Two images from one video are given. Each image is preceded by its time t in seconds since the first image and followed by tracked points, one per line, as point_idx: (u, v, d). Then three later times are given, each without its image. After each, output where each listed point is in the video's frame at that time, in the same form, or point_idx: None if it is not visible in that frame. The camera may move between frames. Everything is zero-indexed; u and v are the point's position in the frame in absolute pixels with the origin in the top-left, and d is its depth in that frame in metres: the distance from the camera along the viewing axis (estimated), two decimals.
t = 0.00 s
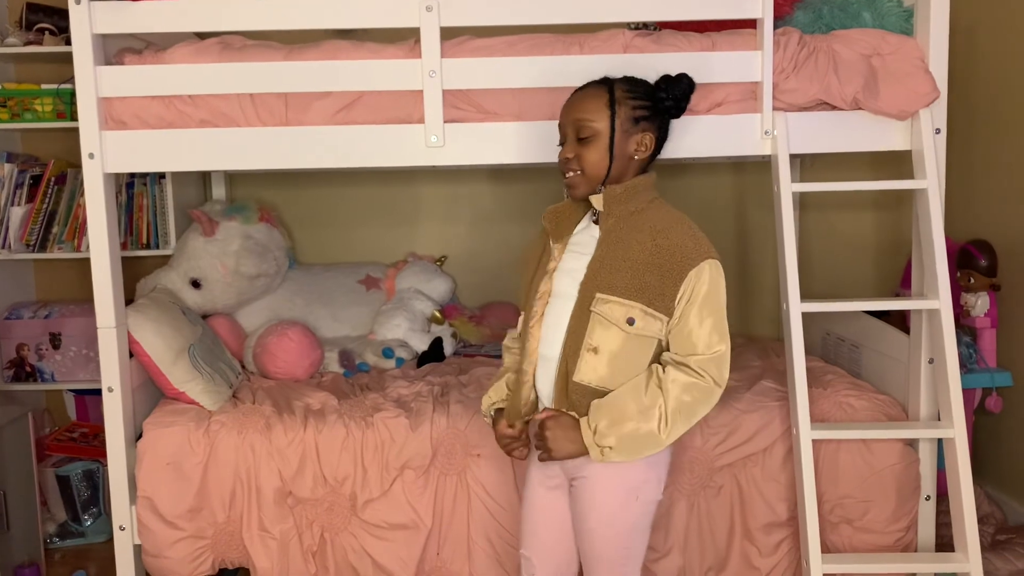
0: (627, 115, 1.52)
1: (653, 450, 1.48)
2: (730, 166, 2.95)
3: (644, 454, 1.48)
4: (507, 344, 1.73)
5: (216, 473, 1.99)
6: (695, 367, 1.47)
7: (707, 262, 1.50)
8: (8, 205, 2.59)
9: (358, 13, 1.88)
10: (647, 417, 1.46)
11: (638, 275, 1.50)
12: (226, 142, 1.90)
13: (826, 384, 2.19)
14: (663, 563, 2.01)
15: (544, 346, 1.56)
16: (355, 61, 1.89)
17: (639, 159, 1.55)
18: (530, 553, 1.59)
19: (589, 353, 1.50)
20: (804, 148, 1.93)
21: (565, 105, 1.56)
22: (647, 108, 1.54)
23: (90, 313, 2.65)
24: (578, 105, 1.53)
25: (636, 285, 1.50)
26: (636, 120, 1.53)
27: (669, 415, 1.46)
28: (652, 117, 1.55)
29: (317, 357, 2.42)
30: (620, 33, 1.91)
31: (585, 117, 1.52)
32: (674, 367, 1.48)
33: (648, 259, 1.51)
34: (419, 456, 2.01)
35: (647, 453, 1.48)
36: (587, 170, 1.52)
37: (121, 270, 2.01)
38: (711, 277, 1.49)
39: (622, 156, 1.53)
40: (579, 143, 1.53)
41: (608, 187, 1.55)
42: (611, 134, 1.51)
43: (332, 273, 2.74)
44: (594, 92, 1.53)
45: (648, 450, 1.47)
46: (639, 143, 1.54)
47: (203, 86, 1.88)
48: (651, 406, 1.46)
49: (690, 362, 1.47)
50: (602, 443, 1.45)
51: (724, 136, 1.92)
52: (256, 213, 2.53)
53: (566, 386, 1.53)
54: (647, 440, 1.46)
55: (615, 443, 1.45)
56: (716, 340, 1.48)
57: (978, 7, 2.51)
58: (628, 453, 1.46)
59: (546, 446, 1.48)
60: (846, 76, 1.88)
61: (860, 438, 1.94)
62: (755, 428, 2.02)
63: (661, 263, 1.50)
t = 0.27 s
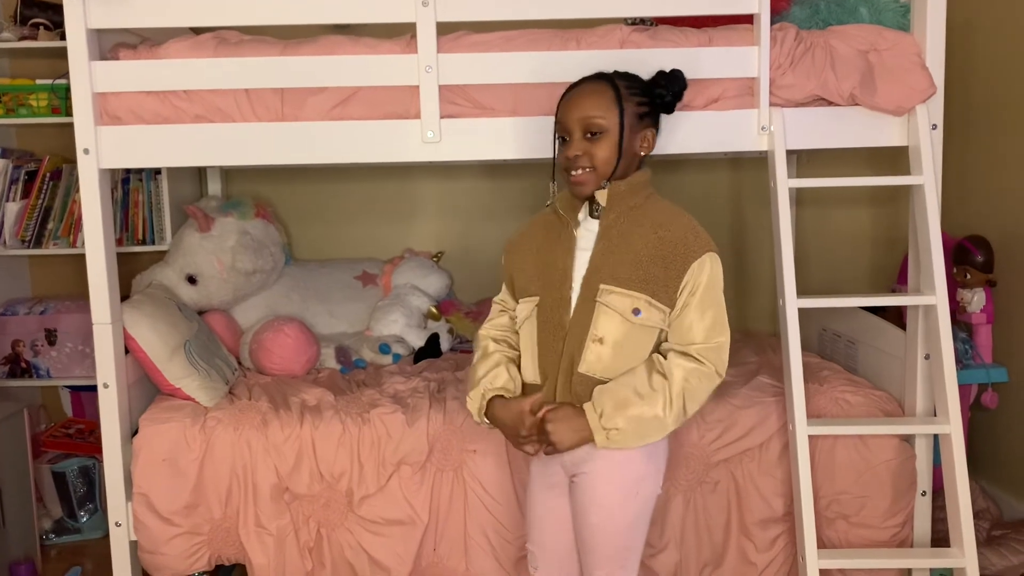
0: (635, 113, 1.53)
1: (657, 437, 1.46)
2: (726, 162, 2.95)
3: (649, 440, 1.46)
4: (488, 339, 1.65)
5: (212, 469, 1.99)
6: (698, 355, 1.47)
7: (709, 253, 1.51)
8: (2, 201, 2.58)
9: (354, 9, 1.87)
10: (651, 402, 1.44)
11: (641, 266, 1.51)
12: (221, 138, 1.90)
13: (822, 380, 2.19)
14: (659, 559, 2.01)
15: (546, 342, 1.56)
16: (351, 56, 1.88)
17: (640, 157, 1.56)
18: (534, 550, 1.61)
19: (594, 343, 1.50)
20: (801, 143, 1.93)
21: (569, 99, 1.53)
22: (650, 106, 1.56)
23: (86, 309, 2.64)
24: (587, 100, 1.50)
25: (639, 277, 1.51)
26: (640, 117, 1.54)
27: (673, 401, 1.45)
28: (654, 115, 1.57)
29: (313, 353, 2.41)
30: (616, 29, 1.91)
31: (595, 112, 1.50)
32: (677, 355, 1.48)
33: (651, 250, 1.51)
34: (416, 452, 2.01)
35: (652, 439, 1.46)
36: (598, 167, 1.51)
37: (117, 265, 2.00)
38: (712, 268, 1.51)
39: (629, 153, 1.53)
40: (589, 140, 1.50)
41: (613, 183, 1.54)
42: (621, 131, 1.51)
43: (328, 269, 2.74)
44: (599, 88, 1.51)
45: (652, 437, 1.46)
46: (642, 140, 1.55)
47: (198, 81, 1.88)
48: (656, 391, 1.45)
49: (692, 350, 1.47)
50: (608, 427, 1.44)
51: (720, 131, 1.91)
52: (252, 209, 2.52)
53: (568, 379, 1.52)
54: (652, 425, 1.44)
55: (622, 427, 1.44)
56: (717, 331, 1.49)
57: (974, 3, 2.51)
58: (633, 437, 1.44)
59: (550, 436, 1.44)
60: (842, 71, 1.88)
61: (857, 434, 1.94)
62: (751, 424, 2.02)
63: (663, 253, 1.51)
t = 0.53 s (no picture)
0: (642, 101, 1.54)
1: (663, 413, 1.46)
2: (723, 152, 2.94)
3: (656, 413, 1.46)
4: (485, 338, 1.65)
5: (208, 459, 1.99)
6: (700, 339, 1.48)
7: (709, 240, 1.52)
8: None
9: None
10: (657, 376, 1.45)
11: (641, 255, 1.51)
12: (216, 127, 1.89)
13: (818, 369, 2.20)
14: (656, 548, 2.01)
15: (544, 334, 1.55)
16: (347, 44, 1.87)
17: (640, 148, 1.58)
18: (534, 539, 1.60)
19: (594, 333, 1.50)
20: (798, 131, 1.92)
21: (579, 77, 1.52)
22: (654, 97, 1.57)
23: (81, 299, 2.63)
24: (597, 81, 1.50)
25: (638, 266, 1.50)
26: (645, 106, 1.55)
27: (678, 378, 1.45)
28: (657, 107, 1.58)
29: (309, 343, 2.41)
30: (614, 17, 1.90)
31: (605, 94, 1.50)
32: (680, 336, 1.48)
33: (650, 237, 1.51)
34: (412, 441, 2.01)
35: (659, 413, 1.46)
36: (603, 149, 1.50)
37: (112, 255, 2.00)
38: (712, 256, 1.51)
39: (632, 140, 1.54)
40: (597, 120, 1.50)
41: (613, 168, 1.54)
42: (629, 118, 1.52)
43: (324, 259, 2.73)
44: (609, 71, 1.51)
45: (659, 412, 1.46)
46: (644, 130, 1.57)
47: (193, 69, 1.86)
48: (662, 365, 1.45)
49: (695, 334, 1.48)
50: (616, 396, 1.43)
51: (718, 120, 1.91)
52: (248, 198, 2.52)
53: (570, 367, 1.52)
54: (659, 396, 1.44)
55: (630, 397, 1.43)
56: (719, 321, 1.50)
57: None
58: (639, 411, 1.44)
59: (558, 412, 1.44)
60: (840, 60, 1.88)
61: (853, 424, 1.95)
62: (747, 414, 2.02)
63: (664, 241, 1.51)
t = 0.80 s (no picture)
0: (639, 80, 1.53)
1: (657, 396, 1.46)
2: (719, 137, 2.93)
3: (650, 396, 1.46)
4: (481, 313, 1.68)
5: (199, 442, 1.98)
6: (694, 322, 1.47)
7: (703, 223, 1.50)
8: None
9: None
10: (652, 358, 1.44)
11: (631, 239, 1.49)
12: (208, 107, 1.87)
13: (813, 354, 2.19)
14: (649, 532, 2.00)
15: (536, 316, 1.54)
16: (339, 24, 1.85)
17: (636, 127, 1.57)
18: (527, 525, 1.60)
19: (582, 316, 1.50)
20: (795, 114, 1.91)
21: (574, 55, 1.50)
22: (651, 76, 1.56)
23: (72, 282, 2.61)
24: (594, 59, 1.48)
25: (629, 249, 1.48)
26: (641, 86, 1.55)
27: (671, 364, 1.45)
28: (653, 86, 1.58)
29: (302, 327, 2.40)
30: None
31: (602, 73, 1.48)
32: (674, 319, 1.47)
33: (642, 220, 1.49)
34: (405, 425, 2.00)
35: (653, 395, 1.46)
36: (600, 128, 1.49)
37: (102, 236, 1.98)
38: (705, 240, 1.50)
39: (629, 120, 1.53)
40: (594, 99, 1.49)
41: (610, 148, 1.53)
42: (626, 97, 1.50)
43: (318, 242, 2.71)
44: (606, 49, 1.50)
45: (653, 394, 1.45)
46: (641, 110, 1.56)
47: (184, 48, 1.84)
48: (658, 348, 1.45)
49: (688, 317, 1.47)
50: (610, 375, 1.43)
51: (714, 102, 1.89)
52: (241, 180, 2.51)
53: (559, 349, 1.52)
54: (653, 378, 1.44)
55: (625, 377, 1.43)
56: (711, 306, 1.48)
57: None
58: (633, 393, 1.44)
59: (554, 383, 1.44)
60: (838, 43, 1.86)
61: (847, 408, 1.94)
62: (740, 398, 2.01)
63: (656, 224, 1.49)
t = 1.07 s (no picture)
0: (637, 61, 1.52)
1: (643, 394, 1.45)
2: (714, 122, 2.91)
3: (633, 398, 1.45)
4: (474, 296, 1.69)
5: (189, 425, 1.96)
6: (684, 314, 1.45)
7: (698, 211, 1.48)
8: None
9: None
10: (638, 358, 1.43)
11: (626, 224, 1.47)
12: (197, 87, 1.84)
13: (806, 340, 2.19)
14: (640, 517, 2.00)
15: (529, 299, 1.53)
16: (331, 3, 1.83)
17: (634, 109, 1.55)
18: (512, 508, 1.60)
19: (577, 301, 1.48)
20: (790, 98, 1.89)
21: (572, 36, 1.48)
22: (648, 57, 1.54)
23: (61, 265, 2.59)
24: (592, 40, 1.46)
25: (623, 234, 1.47)
26: (639, 67, 1.53)
27: (658, 360, 1.43)
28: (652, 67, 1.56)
29: (293, 311, 2.38)
30: None
31: (600, 53, 1.46)
32: (664, 313, 1.45)
33: (637, 205, 1.48)
34: (397, 409, 1.99)
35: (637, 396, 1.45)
36: (598, 110, 1.48)
37: (90, 218, 1.96)
38: (700, 228, 1.47)
39: (627, 102, 1.51)
40: (592, 81, 1.47)
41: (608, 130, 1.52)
42: (624, 78, 1.49)
43: (310, 226, 2.69)
44: (604, 30, 1.47)
45: (639, 393, 1.44)
46: (639, 91, 1.54)
47: (173, 27, 1.82)
48: (644, 349, 1.43)
49: (679, 310, 1.45)
50: (593, 382, 1.42)
51: (708, 85, 1.88)
52: (231, 163, 2.48)
53: (551, 334, 1.51)
54: (638, 379, 1.43)
55: (608, 383, 1.42)
56: (703, 294, 1.46)
57: None
58: (617, 393, 1.43)
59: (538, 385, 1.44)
60: (833, 26, 1.84)
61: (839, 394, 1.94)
62: (733, 384, 2.01)
63: (651, 210, 1.47)
